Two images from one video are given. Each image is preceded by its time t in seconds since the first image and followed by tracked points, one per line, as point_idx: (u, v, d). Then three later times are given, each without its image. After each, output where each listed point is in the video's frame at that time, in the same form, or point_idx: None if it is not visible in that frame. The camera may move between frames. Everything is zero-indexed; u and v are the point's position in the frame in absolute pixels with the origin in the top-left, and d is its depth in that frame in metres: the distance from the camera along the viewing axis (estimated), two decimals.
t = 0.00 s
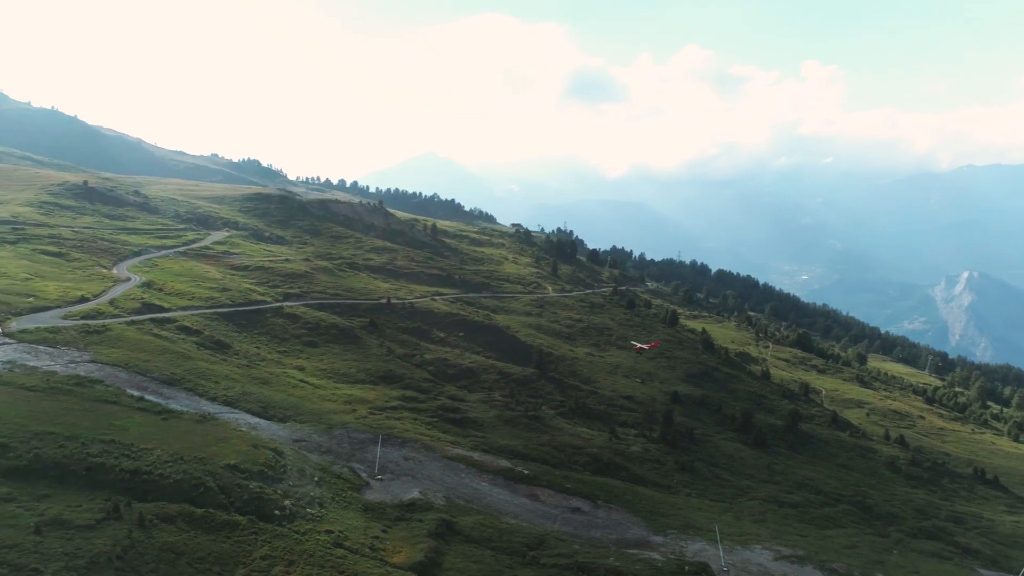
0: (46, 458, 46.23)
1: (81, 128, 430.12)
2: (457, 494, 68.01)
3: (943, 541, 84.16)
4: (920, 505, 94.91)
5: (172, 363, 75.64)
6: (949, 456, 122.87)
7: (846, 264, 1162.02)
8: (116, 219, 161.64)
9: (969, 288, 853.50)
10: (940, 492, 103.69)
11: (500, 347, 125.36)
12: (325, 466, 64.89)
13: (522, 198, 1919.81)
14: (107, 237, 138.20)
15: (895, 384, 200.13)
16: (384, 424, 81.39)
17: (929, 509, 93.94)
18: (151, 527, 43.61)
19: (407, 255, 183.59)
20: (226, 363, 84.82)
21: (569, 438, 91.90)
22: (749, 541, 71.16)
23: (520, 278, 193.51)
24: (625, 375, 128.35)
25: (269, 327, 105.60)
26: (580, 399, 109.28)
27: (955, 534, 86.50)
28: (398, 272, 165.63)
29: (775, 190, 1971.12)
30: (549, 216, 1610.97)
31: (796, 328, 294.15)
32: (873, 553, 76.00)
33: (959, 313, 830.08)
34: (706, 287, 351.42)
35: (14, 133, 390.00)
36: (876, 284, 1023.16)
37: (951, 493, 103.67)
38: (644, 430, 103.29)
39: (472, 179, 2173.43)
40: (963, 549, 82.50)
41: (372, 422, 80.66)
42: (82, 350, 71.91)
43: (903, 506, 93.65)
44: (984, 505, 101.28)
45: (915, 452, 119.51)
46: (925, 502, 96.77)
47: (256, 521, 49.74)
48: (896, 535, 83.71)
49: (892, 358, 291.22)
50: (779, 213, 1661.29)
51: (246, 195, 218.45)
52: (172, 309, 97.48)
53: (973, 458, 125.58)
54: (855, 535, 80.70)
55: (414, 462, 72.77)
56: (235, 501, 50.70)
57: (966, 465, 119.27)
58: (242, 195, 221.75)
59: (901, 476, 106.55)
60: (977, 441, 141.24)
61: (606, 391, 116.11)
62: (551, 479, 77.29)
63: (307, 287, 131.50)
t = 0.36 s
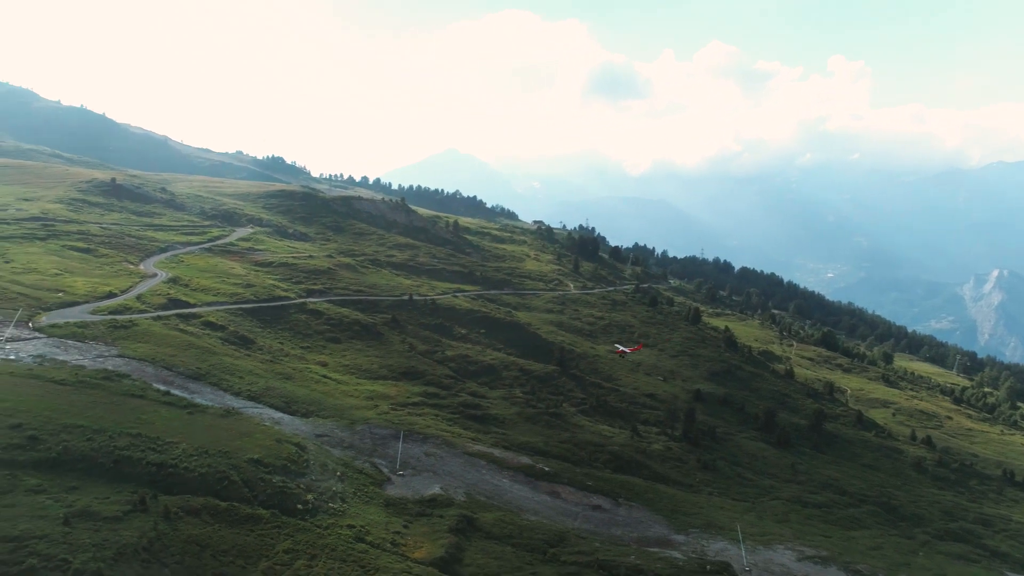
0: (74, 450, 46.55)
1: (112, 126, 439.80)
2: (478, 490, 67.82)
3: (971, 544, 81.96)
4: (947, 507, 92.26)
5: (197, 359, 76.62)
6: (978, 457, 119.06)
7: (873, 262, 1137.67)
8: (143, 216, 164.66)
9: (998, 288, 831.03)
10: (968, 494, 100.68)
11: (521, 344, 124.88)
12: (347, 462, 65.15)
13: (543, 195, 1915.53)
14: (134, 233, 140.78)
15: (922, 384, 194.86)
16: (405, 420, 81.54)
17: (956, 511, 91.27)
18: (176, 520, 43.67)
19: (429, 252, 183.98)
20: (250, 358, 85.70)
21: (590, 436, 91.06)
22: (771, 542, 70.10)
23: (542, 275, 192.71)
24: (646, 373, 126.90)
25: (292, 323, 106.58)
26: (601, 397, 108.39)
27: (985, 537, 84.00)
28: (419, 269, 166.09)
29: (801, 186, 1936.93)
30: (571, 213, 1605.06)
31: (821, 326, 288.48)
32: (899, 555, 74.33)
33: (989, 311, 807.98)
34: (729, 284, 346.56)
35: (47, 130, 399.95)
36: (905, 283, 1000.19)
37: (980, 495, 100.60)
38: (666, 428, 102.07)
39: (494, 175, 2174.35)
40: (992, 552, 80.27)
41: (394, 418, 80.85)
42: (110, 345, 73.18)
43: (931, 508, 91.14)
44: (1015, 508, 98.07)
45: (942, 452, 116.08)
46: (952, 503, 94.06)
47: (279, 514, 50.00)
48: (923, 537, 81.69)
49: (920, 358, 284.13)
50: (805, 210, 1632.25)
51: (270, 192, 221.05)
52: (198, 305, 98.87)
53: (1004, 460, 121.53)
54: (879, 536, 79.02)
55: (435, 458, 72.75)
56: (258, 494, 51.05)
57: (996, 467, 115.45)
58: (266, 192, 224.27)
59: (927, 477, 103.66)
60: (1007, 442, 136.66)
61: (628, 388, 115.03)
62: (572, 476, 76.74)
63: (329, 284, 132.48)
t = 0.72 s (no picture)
0: (104, 442, 47.25)
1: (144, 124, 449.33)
2: (501, 486, 67.56)
3: (1002, 547, 79.53)
4: (977, 509, 89.46)
5: (224, 353, 77.69)
6: (1011, 459, 115.04)
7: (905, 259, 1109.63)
8: (172, 212, 167.72)
9: None
10: (999, 496, 97.50)
11: (545, 341, 124.27)
12: (370, 456, 65.37)
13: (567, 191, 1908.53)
14: (163, 229, 143.44)
15: (953, 384, 188.94)
16: (428, 415, 81.64)
17: (986, 513, 88.43)
18: (203, 511, 44.01)
19: (452, 248, 184.19)
20: (276, 353, 86.62)
21: (613, 433, 90.18)
22: (796, 542, 69.05)
23: (565, 271, 191.63)
24: (670, 371, 125.35)
25: (317, 318, 107.53)
26: (625, 394, 107.33)
27: (1017, 540, 81.34)
28: (443, 265, 166.49)
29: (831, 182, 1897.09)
30: (595, 210, 1595.94)
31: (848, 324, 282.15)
32: (926, 557, 72.63)
33: None
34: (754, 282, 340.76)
35: (81, 127, 409.59)
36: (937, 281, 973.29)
37: (1013, 498, 97.30)
38: (689, 426, 100.70)
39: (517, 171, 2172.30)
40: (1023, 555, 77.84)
41: (417, 413, 80.99)
42: (139, 339, 74.56)
43: (960, 509, 88.51)
44: None
45: (972, 453, 112.40)
46: (983, 505, 91.16)
47: (303, 508, 50.28)
48: (952, 539, 79.57)
49: (950, 357, 276.35)
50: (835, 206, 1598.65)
51: (296, 188, 223.45)
52: (224, 300, 100.30)
53: None
54: (907, 538, 77.25)
55: (458, 454, 72.65)
56: (283, 487, 51.40)
57: None
58: (292, 188, 226.76)
59: (956, 479, 100.61)
60: None
61: (652, 386, 113.78)
62: (595, 473, 76.09)
63: (354, 279, 133.40)
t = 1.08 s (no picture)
0: (133, 433, 48.01)
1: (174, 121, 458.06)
2: (524, 481, 67.19)
3: None
4: (1010, 511, 86.40)
5: (251, 346, 78.61)
6: None
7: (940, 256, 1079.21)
8: (201, 207, 170.58)
9: None
10: None
11: (569, 337, 123.43)
12: (394, 450, 65.52)
13: (592, 186, 1897.77)
14: (192, 224, 145.98)
15: (988, 383, 182.56)
16: (452, 410, 81.60)
17: (1021, 516, 85.32)
18: (229, 503, 44.40)
19: (476, 243, 184.14)
20: (302, 347, 87.49)
21: (637, 429, 89.09)
22: (822, 543, 67.52)
23: (590, 267, 190.31)
24: (695, 368, 123.50)
25: (342, 313, 108.35)
26: (649, 390, 106.09)
27: None
28: (467, 260, 166.60)
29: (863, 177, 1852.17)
30: (620, 205, 1583.84)
31: (878, 322, 274.79)
32: (956, 559, 70.59)
33: None
34: (781, 278, 334.08)
35: (114, 124, 418.85)
36: (973, 278, 944.43)
37: None
38: (714, 423, 99.13)
39: (542, 167, 2166.28)
40: None
41: (441, 408, 81.01)
42: (168, 332, 75.86)
43: (993, 511, 85.57)
44: None
45: (1006, 455, 108.50)
46: (1017, 508, 88.03)
47: (328, 500, 50.51)
48: (984, 542, 77.11)
49: (984, 357, 267.49)
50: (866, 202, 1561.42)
51: (323, 184, 225.56)
52: (252, 294, 101.65)
53: None
54: (936, 539, 75.09)
55: (481, 449, 72.46)
56: (308, 480, 51.73)
57: None
58: (319, 184, 228.89)
59: (989, 480, 97.27)
60: None
61: (676, 383, 112.26)
62: (618, 470, 75.28)
63: (379, 274, 134.15)
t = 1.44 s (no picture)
0: (163, 425, 48.77)
1: (205, 117, 466.03)
2: (548, 477, 66.67)
3: None
4: None
5: (278, 341, 79.45)
6: None
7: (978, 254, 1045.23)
8: (230, 202, 173.31)
9: None
10: None
11: (595, 333, 122.35)
12: (419, 444, 65.58)
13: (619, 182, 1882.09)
14: (221, 219, 148.35)
15: None
16: (476, 405, 81.46)
17: None
18: (256, 495, 44.78)
19: (502, 239, 183.76)
20: (328, 341, 88.19)
21: (662, 426, 87.84)
22: (849, 544, 65.87)
23: (615, 263, 188.52)
24: (722, 365, 121.34)
25: (369, 307, 109.00)
26: (675, 387, 104.61)
27: None
28: (493, 255, 166.42)
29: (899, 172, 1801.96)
30: (646, 201, 1568.14)
31: (910, 321, 267.04)
32: (990, 562, 68.27)
33: None
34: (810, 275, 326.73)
35: (148, 120, 428.14)
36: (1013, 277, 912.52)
37: None
38: (741, 421, 97.30)
39: (568, 162, 2156.06)
40: None
41: (466, 403, 80.97)
42: (197, 326, 77.15)
43: None
44: None
45: None
46: None
47: (353, 494, 50.70)
48: (1019, 546, 74.44)
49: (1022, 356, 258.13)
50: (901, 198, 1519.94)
51: (350, 179, 227.49)
52: (280, 289, 102.82)
53: None
54: (968, 542, 72.69)
55: (505, 444, 72.14)
56: (334, 473, 52.01)
57: None
58: (346, 179, 230.78)
59: None
60: None
61: (703, 380, 110.49)
62: (643, 466, 74.31)
63: (405, 269, 134.70)
